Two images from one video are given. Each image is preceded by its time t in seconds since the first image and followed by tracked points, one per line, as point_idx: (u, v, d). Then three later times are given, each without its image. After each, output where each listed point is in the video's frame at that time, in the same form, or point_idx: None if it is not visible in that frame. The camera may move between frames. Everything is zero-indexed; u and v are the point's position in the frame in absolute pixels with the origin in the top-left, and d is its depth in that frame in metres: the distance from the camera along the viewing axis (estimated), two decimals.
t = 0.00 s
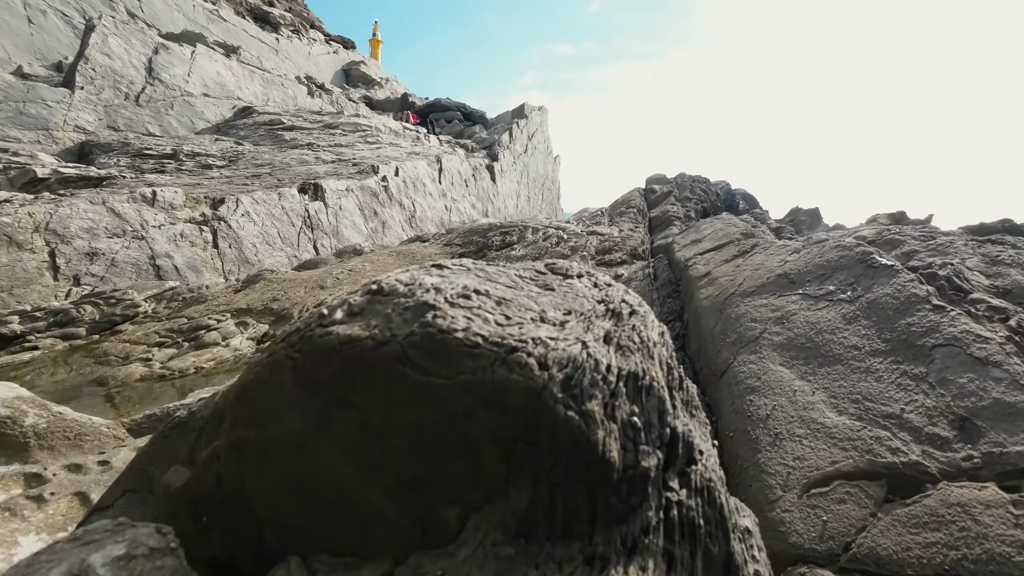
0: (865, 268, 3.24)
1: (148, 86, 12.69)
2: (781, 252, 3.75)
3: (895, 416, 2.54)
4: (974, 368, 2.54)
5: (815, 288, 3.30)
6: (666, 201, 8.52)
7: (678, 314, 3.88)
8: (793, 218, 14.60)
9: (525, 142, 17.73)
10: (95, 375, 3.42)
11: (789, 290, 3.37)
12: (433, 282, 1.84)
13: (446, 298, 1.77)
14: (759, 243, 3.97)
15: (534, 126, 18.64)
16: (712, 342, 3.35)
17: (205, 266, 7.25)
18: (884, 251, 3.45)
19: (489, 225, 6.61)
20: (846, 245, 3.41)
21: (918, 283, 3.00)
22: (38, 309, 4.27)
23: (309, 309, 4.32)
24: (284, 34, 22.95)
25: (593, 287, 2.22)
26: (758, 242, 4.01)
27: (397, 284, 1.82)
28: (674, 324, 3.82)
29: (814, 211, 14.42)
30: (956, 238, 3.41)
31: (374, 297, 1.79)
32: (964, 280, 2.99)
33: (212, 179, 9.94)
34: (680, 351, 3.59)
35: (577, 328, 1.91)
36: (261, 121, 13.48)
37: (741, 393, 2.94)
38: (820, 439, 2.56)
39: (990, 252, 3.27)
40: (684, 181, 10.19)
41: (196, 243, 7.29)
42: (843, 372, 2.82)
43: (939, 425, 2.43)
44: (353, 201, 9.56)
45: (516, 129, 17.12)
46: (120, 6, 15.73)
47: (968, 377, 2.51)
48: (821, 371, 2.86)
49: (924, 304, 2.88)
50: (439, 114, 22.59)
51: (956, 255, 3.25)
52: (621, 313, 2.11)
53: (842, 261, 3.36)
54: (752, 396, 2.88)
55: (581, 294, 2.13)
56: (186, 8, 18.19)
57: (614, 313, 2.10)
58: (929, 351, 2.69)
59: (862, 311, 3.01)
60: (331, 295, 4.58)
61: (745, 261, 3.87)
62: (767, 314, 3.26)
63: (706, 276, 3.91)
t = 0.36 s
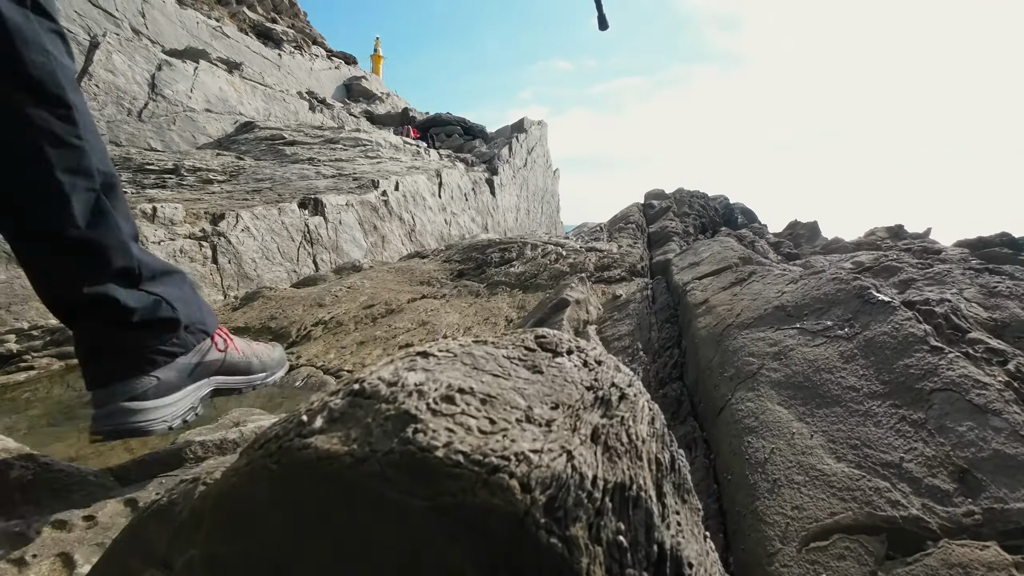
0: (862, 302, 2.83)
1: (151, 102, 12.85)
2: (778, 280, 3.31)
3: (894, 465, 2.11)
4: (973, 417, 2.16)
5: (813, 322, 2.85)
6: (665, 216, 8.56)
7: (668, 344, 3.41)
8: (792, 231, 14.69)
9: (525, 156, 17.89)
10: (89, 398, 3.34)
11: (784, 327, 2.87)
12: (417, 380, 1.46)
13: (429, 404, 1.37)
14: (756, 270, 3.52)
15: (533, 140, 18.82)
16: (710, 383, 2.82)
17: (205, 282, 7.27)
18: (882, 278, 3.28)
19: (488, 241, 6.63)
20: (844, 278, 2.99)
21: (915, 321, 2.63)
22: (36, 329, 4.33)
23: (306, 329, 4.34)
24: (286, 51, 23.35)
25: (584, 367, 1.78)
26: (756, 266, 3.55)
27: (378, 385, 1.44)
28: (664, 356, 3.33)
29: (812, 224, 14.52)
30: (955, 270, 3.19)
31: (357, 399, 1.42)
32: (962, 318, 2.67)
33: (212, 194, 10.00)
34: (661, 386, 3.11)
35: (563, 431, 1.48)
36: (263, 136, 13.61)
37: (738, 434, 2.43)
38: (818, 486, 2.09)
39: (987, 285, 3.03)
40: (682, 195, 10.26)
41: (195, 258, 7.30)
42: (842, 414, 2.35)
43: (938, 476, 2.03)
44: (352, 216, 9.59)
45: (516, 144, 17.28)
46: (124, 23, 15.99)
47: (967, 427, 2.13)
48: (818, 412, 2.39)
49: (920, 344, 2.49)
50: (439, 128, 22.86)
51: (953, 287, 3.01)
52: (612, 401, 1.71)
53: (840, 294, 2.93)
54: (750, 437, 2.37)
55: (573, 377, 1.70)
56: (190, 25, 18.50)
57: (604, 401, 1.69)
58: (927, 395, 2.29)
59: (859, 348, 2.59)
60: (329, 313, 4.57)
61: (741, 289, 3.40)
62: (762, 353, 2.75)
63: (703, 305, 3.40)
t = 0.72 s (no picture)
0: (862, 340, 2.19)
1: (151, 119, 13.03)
2: (779, 314, 2.48)
3: (902, 522, 1.56)
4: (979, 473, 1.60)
5: (817, 361, 2.15)
6: (663, 233, 8.60)
7: (666, 373, 2.62)
8: (790, 246, 14.79)
9: (524, 171, 18.04)
10: (80, 424, 3.26)
11: (787, 365, 2.17)
12: (399, 497, 1.07)
13: (407, 538, 1.00)
14: (760, 297, 2.66)
15: (532, 156, 19.01)
16: (707, 423, 2.14)
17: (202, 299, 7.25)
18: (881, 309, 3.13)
19: (487, 258, 6.64)
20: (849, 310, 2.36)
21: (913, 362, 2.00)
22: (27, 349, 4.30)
23: (302, 349, 4.30)
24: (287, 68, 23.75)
25: (577, 466, 1.32)
26: (763, 294, 2.67)
27: (357, 510, 1.05)
28: (661, 386, 2.54)
29: (809, 238, 14.63)
30: (956, 303, 2.80)
31: (329, 528, 1.04)
32: (963, 361, 2.08)
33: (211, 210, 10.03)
34: (655, 420, 2.35)
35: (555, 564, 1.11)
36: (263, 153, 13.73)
37: (737, 481, 1.81)
38: (821, 547, 1.54)
39: (987, 319, 2.56)
40: (680, 212, 10.34)
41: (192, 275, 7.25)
42: (844, 460, 1.77)
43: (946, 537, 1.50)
44: (351, 231, 9.61)
45: (514, 159, 17.45)
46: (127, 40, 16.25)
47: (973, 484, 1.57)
48: (822, 455, 1.80)
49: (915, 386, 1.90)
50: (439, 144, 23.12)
51: (950, 322, 2.60)
52: (608, 508, 1.31)
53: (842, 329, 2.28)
54: (750, 483, 1.78)
55: (570, 482, 1.26)
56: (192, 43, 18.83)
57: (598, 510, 1.29)
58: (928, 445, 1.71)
59: (861, 391, 1.95)
60: (325, 333, 4.54)
61: (740, 321, 2.59)
62: (763, 393, 2.07)
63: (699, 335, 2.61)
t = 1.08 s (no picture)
0: (862, 384, 1.82)
1: (150, 136, 13.10)
2: (777, 347, 2.22)
3: None
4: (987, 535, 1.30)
5: (812, 404, 1.84)
6: (660, 250, 8.63)
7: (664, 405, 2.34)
8: (786, 261, 14.92)
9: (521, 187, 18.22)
10: (65, 450, 3.16)
11: (785, 405, 1.88)
12: None
13: None
14: (758, 331, 2.41)
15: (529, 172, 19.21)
16: (704, 461, 1.85)
17: (196, 316, 7.17)
18: (879, 338, 3.10)
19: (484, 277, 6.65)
20: (843, 352, 1.98)
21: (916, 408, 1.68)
22: (16, 371, 4.17)
23: (296, 371, 4.25)
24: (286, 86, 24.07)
25: (559, 570, 1.18)
26: (760, 323, 2.61)
27: None
28: (658, 420, 2.26)
29: (804, 253, 14.76)
30: (954, 335, 2.73)
31: None
32: (967, 408, 1.83)
33: (209, 227, 10.03)
34: (653, 455, 2.06)
35: None
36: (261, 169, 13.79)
37: (734, 532, 1.52)
38: None
39: (987, 354, 2.45)
40: (676, 228, 10.42)
41: (188, 293, 7.20)
42: (847, 519, 1.44)
43: None
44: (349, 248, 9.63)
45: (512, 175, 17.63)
46: (128, 58, 16.43)
47: (983, 549, 1.27)
48: (822, 513, 1.48)
49: (924, 434, 1.57)
50: (437, 160, 23.37)
51: (950, 356, 2.51)
52: None
53: (835, 372, 1.92)
54: (752, 540, 1.46)
55: None
56: (192, 60, 19.06)
57: None
58: (938, 502, 1.40)
59: (862, 439, 1.63)
60: (320, 355, 4.50)
61: (736, 353, 2.31)
62: (763, 435, 1.76)
63: (694, 367, 2.34)
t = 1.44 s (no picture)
0: (859, 421, 1.76)
1: (148, 151, 13.12)
2: (775, 377, 2.17)
3: None
4: None
5: (810, 442, 1.78)
6: (656, 267, 8.66)
7: (660, 434, 2.29)
8: (782, 276, 15.01)
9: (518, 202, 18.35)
10: (49, 477, 3.07)
11: (783, 442, 1.82)
12: None
13: None
14: (754, 359, 2.37)
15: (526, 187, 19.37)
16: (702, 500, 1.78)
17: (190, 334, 7.10)
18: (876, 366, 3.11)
19: (480, 295, 6.65)
20: (839, 386, 1.93)
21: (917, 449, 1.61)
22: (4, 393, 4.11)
23: (289, 393, 4.17)
24: (285, 101, 24.29)
25: None
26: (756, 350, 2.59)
27: None
28: (654, 450, 2.21)
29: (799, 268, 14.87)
30: (954, 365, 2.72)
31: None
32: (967, 450, 1.79)
33: (205, 243, 10.01)
34: (650, 489, 2.01)
35: None
36: (258, 184, 13.82)
37: None
38: None
39: (985, 387, 2.46)
40: (671, 244, 10.49)
41: (182, 310, 7.17)
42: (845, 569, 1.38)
43: None
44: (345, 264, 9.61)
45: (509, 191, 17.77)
46: (128, 74, 16.56)
47: None
48: (821, 561, 1.42)
49: (923, 479, 1.51)
50: (434, 175, 23.56)
51: (949, 389, 2.50)
52: None
53: (832, 408, 1.86)
54: None
55: None
56: (192, 77, 19.22)
57: None
58: (938, 552, 1.33)
59: (861, 482, 1.57)
60: (314, 375, 4.45)
61: (733, 383, 2.27)
62: (761, 475, 1.71)
63: (690, 396, 2.29)
